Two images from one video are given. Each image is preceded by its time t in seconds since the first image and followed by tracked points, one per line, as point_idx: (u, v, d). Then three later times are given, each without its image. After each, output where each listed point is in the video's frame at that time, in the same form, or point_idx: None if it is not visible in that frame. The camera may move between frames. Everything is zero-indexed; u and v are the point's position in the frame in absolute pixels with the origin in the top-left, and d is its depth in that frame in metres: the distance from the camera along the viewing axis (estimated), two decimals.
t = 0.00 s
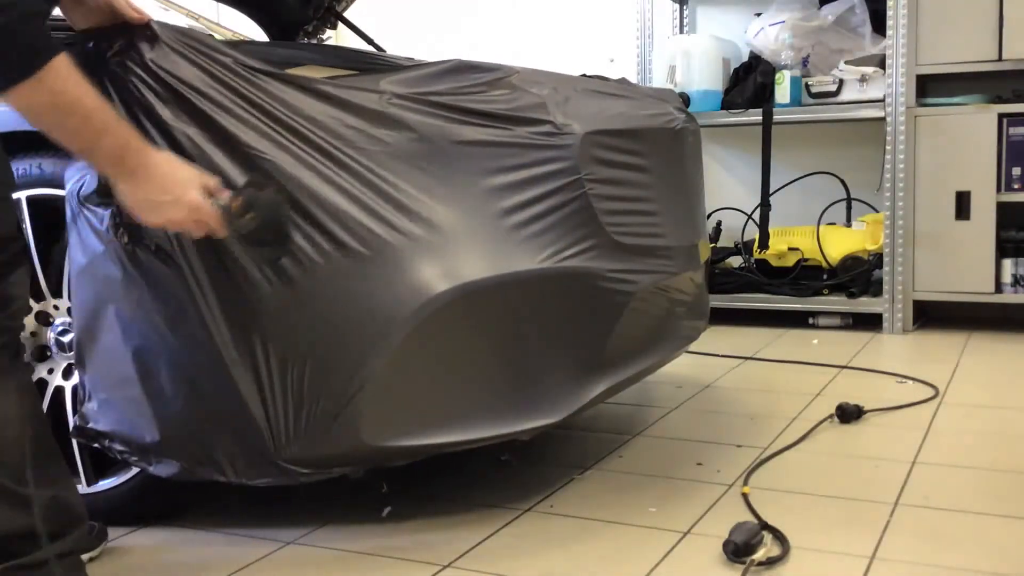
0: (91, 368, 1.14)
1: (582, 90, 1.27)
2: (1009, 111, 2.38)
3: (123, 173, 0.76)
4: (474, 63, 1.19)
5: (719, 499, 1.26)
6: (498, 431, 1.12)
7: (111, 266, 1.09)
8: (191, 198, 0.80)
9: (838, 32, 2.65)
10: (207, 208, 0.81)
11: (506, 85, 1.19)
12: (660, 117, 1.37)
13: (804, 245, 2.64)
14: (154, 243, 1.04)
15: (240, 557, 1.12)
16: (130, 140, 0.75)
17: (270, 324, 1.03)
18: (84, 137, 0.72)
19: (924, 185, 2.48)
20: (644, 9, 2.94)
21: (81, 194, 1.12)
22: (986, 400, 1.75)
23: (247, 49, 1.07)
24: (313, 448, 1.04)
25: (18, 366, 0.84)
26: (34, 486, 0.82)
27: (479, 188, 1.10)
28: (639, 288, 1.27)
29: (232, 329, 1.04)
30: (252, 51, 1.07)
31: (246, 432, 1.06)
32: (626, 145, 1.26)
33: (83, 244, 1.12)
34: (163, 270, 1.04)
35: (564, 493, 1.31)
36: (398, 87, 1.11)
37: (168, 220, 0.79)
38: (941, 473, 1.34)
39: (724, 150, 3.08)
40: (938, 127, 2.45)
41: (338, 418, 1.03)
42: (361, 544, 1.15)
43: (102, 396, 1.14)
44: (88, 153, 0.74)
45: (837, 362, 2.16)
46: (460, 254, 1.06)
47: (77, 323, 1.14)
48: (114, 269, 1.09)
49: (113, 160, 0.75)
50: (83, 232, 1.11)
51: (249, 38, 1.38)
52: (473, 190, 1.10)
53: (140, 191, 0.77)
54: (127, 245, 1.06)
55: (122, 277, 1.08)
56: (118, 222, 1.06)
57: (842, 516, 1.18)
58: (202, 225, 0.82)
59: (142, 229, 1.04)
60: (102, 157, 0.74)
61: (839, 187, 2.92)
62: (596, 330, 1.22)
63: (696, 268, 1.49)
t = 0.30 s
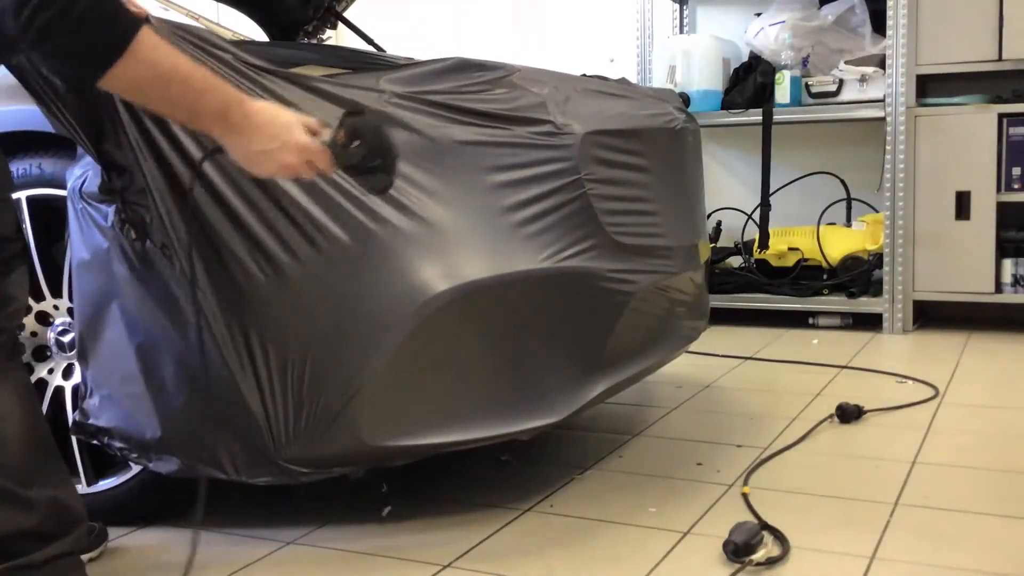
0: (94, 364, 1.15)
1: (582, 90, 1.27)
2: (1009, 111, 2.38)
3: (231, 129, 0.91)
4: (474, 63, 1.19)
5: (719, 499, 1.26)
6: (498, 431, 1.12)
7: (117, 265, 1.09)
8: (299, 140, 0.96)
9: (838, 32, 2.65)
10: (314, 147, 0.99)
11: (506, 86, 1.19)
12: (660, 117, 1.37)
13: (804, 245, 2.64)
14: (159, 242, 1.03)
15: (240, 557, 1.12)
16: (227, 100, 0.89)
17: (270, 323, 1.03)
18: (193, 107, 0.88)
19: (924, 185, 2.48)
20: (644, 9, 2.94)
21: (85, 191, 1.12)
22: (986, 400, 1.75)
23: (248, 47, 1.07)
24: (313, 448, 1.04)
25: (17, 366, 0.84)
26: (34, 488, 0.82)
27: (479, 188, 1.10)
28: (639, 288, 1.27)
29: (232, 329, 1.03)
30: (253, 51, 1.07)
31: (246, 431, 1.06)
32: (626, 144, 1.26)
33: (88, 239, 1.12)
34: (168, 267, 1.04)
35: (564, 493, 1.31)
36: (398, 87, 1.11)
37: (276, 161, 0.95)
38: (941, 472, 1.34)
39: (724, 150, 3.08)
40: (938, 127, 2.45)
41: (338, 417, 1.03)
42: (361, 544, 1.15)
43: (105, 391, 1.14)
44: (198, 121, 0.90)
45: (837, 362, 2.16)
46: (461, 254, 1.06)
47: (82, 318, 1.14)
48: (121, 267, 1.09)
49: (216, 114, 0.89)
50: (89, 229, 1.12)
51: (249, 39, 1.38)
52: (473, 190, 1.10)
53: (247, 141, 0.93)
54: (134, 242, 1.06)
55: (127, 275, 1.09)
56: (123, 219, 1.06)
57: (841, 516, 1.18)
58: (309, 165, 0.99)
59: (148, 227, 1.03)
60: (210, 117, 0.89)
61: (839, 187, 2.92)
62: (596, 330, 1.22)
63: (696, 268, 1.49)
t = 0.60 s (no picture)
0: (84, 362, 1.13)
1: (583, 90, 1.27)
2: (1009, 111, 2.38)
3: (95, 178, 0.76)
4: (476, 61, 1.19)
5: (719, 499, 1.26)
6: (496, 430, 1.12)
7: (111, 259, 1.07)
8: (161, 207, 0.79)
9: (838, 32, 2.65)
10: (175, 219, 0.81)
11: (508, 85, 1.19)
12: (660, 117, 1.37)
13: (804, 245, 2.64)
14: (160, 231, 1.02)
15: (239, 557, 1.12)
16: (98, 146, 0.74)
17: (268, 320, 1.03)
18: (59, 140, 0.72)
19: (924, 185, 2.48)
20: (644, 9, 2.94)
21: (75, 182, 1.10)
22: (986, 400, 1.75)
23: (251, 46, 1.08)
24: (311, 445, 1.04)
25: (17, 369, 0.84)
26: (33, 491, 0.82)
27: (479, 185, 1.10)
28: (638, 288, 1.27)
29: (230, 323, 1.04)
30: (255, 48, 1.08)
31: (245, 425, 1.06)
32: (626, 144, 1.26)
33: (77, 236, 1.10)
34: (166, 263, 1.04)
35: (564, 493, 1.31)
36: (397, 85, 1.11)
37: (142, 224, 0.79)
38: (941, 472, 1.34)
39: (724, 150, 3.08)
40: (938, 127, 2.45)
41: (337, 415, 1.03)
42: (361, 544, 1.14)
43: (94, 390, 1.12)
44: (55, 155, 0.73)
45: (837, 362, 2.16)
46: (460, 251, 1.06)
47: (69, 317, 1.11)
48: (115, 261, 1.07)
49: (78, 163, 0.74)
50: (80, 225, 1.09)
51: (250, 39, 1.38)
52: (473, 187, 1.10)
53: (104, 194, 0.77)
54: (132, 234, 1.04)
55: (124, 267, 1.07)
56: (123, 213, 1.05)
57: (842, 516, 1.18)
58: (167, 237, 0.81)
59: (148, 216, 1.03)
60: (73, 161, 0.73)
61: (839, 187, 2.92)
62: (596, 330, 1.22)
63: (696, 267, 1.49)
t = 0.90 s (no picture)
0: (77, 363, 1.11)
1: (583, 89, 1.27)
2: (1009, 111, 2.38)
3: (211, 137, 0.82)
4: (477, 60, 1.19)
5: (720, 499, 1.26)
6: (496, 430, 1.12)
7: (109, 255, 1.08)
8: (279, 149, 0.86)
9: (838, 33, 2.64)
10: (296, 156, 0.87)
11: (509, 84, 1.20)
12: (660, 117, 1.37)
13: (804, 245, 2.64)
14: (161, 225, 1.04)
15: (239, 557, 1.12)
16: (207, 105, 0.81)
17: (268, 318, 1.04)
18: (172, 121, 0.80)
19: (924, 185, 2.48)
20: (644, 9, 2.94)
21: (70, 183, 1.11)
22: (986, 400, 1.75)
23: (252, 44, 1.09)
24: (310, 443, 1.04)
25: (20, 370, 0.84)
26: (36, 492, 0.82)
27: (479, 185, 1.10)
28: (638, 288, 1.27)
29: (233, 320, 1.05)
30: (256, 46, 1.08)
31: (245, 422, 1.06)
32: (626, 144, 1.26)
33: (72, 233, 1.11)
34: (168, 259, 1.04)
35: (565, 493, 1.31)
36: (398, 84, 1.11)
37: (263, 172, 0.85)
38: (941, 472, 1.34)
39: (724, 150, 3.08)
40: (938, 127, 2.45)
41: (337, 414, 1.03)
42: (361, 544, 1.14)
43: (88, 391, 1.10)
44: (175, 127, 0.80)
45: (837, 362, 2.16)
46: (460, 251, 1.06)
47: (64, 315, 1.11)
48: (113, 257, 1.08)
49: (196, 127, 0.81)
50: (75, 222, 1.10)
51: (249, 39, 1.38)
52: (473, 185, 1.10)
53: (226, 151, 0.84)
54: (133, 229, 1.05)
55: (123, 263, 1.07)
56: (121, 210, 1.05)
57: (842, 516, 1.18)
58: (292, 177, 0.88)
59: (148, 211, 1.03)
60: (191, 127, 0.81)
61: (839, 187, 2.92)
62: (596, 329, 1.22)
63: (696, 267, 1.49)
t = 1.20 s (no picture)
0: (79, 371, 1.12)
1: (583, 90, 1.27)
2: (1009, 111, 2.38)
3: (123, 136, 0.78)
4: (476, 61, 1.19)
5: (719, 499, 1.26)
6: (496, 432, 1.12)
7: (109, 265, 1.09)
8: (190, 154, 0.84)
9: (838, 32, 2.64)
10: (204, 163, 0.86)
11: (509, 85, 1.19)
12: (660, 117, 1.37)
13: (804, 245, 2.64)
14: (159, 232, 1.04)
15: (239, 557, 1.12)
16: (124, 105, 0.76)
17: (268, 321, 1.03)
18: (80, 109, 0.74)
19: (924, 185, 2.48)
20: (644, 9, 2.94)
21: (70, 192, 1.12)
22: (987, 400, 1.75)
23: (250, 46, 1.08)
24: (311, 446, 1.04)
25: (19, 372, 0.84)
26: (34, 494, 0.82)
27: (479, 186, 1.10)
28: (638, 288, 1.27)
29: (234, 324, 1.04)
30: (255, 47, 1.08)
31: (243, 429, 1.07)
32: (626, 144, 1.26)
33: (71, 241, 1.12)
34: (168, 266, 1.05)
35: (564, 493, 1.31)
36: (399, 85, 1.11)
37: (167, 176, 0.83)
38: (941, 473, 1.34)
39: (724, 150, 3.08)
40: (938, 127, 2.45)
41: (337, 417, 1.03)
42: (361, 544, 1.15)
43: (90, 398, 1.12)
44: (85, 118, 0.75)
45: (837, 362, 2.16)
46: (460, 252, 1.06)
47: (66, 322, 1.12)
48: (112, 265, 1.09)
49: (107, 123, 0.76)
50: (76, 231, 1.12)
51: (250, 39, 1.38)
52: (473, 187, 1.10)
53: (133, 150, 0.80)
54: (131, 237, 1.06)
55: (121, 271, 1.08)
56: (120, 218, 1.06)
57: (842, 516, 1.18)
58: (198, 182, 0.86)
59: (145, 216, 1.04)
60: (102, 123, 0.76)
61: (839, 187, 2.92)
62: (595, 330, 1.22)
63: (696, 267, 1.49)
